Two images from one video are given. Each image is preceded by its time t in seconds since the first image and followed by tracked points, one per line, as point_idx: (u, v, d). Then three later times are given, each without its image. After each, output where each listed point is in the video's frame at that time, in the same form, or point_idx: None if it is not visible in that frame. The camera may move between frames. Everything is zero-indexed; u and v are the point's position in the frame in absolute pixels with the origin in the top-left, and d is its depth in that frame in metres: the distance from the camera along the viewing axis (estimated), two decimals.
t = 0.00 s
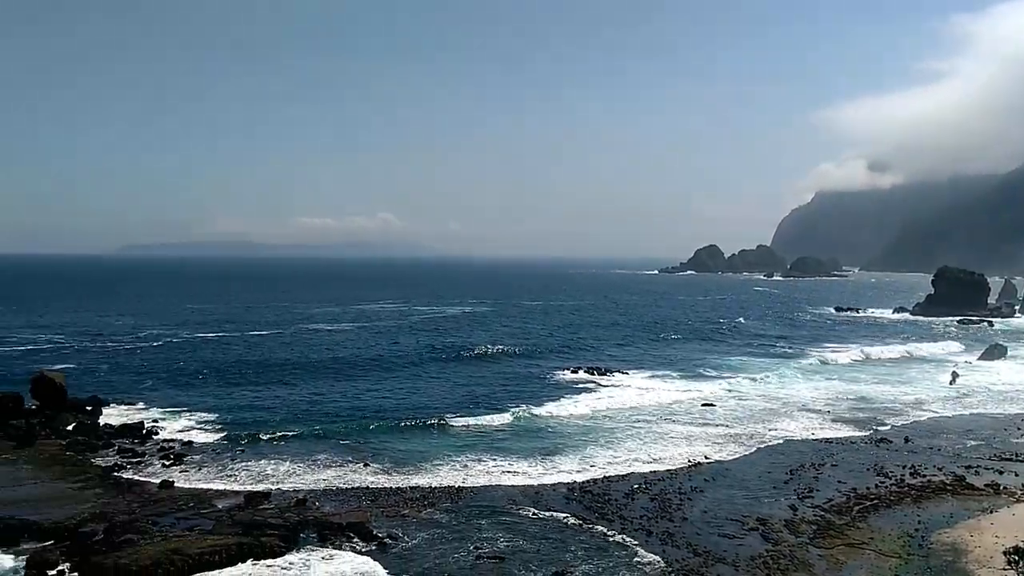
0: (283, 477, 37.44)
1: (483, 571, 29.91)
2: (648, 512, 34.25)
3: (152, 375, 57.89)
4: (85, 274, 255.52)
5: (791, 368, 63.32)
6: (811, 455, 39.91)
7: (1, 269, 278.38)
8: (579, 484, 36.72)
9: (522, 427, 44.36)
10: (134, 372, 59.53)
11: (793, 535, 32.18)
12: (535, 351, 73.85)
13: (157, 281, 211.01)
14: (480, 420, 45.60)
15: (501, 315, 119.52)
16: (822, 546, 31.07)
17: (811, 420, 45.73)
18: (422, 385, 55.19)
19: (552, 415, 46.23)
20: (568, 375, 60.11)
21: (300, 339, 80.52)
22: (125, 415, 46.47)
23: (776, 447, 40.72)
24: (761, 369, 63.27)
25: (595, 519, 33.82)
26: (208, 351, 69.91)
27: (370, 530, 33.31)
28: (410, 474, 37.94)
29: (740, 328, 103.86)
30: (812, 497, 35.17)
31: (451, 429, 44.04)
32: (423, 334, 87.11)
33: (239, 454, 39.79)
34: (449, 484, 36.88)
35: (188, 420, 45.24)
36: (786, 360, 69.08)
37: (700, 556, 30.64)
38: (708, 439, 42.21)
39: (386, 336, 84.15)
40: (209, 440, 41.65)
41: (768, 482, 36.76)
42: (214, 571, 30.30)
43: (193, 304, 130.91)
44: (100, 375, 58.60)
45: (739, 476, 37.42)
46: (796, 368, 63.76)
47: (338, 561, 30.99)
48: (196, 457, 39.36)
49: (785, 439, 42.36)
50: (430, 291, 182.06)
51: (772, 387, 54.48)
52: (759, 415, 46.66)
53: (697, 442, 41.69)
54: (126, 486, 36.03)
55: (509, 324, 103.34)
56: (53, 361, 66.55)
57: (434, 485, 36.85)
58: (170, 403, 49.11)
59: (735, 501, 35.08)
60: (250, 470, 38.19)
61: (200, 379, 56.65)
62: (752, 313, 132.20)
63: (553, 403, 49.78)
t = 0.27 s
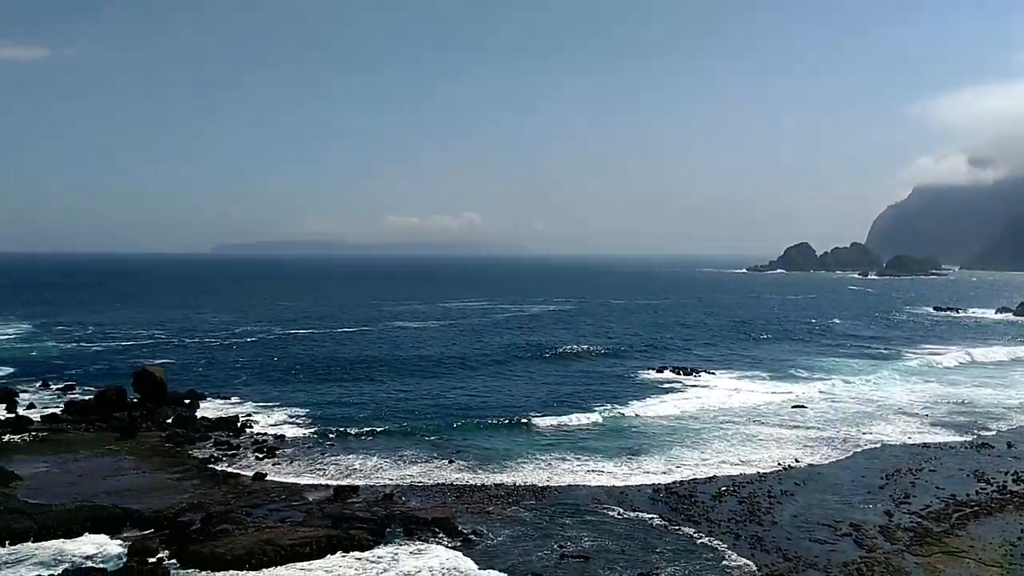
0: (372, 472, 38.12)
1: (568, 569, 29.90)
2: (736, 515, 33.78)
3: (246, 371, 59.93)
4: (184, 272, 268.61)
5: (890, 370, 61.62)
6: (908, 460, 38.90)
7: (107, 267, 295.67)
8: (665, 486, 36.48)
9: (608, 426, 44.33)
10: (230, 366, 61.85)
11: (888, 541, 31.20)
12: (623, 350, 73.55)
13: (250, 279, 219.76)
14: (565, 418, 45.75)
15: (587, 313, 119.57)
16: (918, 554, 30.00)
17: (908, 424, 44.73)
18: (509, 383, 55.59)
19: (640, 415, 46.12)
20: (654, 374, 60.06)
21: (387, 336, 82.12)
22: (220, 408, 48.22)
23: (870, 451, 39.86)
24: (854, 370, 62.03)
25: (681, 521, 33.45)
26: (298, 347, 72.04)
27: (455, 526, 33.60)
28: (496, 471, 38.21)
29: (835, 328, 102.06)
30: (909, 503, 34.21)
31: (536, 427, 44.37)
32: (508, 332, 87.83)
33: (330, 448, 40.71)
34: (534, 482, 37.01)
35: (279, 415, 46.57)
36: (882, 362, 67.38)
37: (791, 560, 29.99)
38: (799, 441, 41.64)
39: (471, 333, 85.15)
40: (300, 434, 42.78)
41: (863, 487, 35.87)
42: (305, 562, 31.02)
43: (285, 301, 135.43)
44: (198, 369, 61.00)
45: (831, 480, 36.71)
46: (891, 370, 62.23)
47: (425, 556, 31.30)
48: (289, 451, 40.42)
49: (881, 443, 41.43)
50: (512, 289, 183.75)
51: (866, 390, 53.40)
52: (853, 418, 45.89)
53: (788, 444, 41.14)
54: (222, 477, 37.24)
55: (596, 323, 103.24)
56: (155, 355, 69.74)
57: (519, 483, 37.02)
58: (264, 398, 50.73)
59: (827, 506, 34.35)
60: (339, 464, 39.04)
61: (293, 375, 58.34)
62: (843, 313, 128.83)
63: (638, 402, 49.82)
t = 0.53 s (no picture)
0: (457, 470, 38.52)
1: (654, 572, 29.71)
2: (827, 520, 33.12)
3: (334, 368, 61.40)
4: (273, 271, 278.77)
5: (993, 374, 59.52)
6: (1011, 468, 37.64)
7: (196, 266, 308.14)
8: (753, 489, 36.09)
9: (695, 429, 43.94)
10: (318, 364, 63.52)
11: (988, 551, 30.13)
12: (711, 351, 72.57)
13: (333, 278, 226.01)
14: (650, 420, 45.64)
15: (670, 313, 118.51)
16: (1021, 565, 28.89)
17: (1010, 430, 43.45)
18: (594, 384, 55.47)
19: (728, 419, 45.63)
20: (742, 375, 59.57)
21: (470, 336, 82.98)
22: (308, 404, 49.53)
23: (970, 459, 38.77)
24: (954, 374, 60.32)
25: (770, 525, 32.92)
26: (384, 345, 73.55)
27: (539, 524, 33.66)
28: (580, 472, 38.24)
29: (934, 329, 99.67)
30: (1012, 512, 33.09)
31: (621, 427, 44.40)
32: (592, 332, 87.92)
33: (416, 445, 41.39)
34: (618, 484, 36.89)
35: (365, 412, 47.54)
36: (984, 365, 65.16)
37: (886, 568, 29.23)
38: (894, 446, 40.77)
39: (554, 333, 85.50)
40: (388, 431, 43.57)
41: (962, 496, 34.79)
42: (393, 557, 31.51)
43: (368, 300, 138.68)
44: (288, 366, 62.89)
45: (927, 486, 35.81)
46: (992, 374, 60.26)
47: (513, 554, 31.33)
48: (376, 447, 41.23)
49: (982, 449, 40.32)
50: (590, 289, 183.79)
51: (967, 394, 51.93)
52: (951, 423, 44.69)
53: (882, 449, 40.29)
54: (313, 472, 38.10)
55: (681, 324, 102.19)
56: (248, 351, 72.23)
57: (603, 484, 37.01)
58: (351, 395, 51.93)
59: (923, 513, 33.45)
60: (424, 462, 39.57)
61: (380, 372, 59.50)
62: (937, 314, 124.32)
63: (725, 404, 49.49)
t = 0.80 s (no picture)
0: (540, 471, 38.75)
1: None
2: (922, 529, 32.17)
3: (418, 368, 62.66)
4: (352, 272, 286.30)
5: None
6: None
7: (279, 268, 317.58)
8: (844, 496, 35.38)
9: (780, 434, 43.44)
10: (403, 363, 64.91)
11: None
12: (799, 355, 71.02)
13: (412, 278, 230.65)
14: (734, 424, 45.23)
15: (752, 315, 116.35)
16: None
17: None
18: (679, 387, 55.25)
19: (816, 423, 44.89)
20: (832, 379, 58.63)
21: (551, 336, 83.48)
22: (393, 404, 50.77)
23: None
24: None
25: (862, 533, 32.14)
26: (467, 346, 74.73)
27: (623, 526, 33.47)
28: (664, 476, 38.03)
29: None
30: None
31: (705, 430, 44.14)
32: (676, 334, 87.55)
33: (500, 446, 41.83)
34: (703, 487, 36.56)
35: (449, 411, 48.39)
36: None
37: None
38: (995, 453, 39.53)
39: (637, 335, 85.41)
40: (471, 431, 44.17)
41: None
42: (476, 555, 31.59)
43: (448, 300, 141.04)
44: (374, 365, 64.47)
45: None
46: None
47: (598, 557, 31.15)
48: (460, 447, 41.79)
49: None
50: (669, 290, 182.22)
51: None
52: None
53: (981, 457, 39.10)
54: (398, 469, 38.73)
55: (766, 326, 100.25)
56: (336, 350, 74.33)
57: (687, 487, 36.72)
58: (435, 395, 52.93)
59: None
60: (507, 462, 39.90)
61: (463, 372, 60.43)
62: None
63: (813, 408, 48.86)
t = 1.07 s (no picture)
0: (619, 474, 38.56)
1: None
2: None
3: (498, 369, 63.03)
4: (431, 272, 291.38)
5: None
6: None
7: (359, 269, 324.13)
8: (938, 506, 34.24)
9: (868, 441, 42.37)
10: (482, 364, 65.52)
11: None
12: (895, 360, 68.51)
13: (486, 279, 232.64)
14: (818, 430, 44.26)
15: (840, 318, 112.95)
16: None
17: None
18: (763, 391, 54.32)
19: (908, 431, 43.57)
20: (925, 385, 56.81)
21: (632, 339, 82.83)
22: (473, 404, 51.25)
23: None
24: None
25: (957, 543, 31.09)
26: (545, 347, 75.01)
27: (705, 532, 32.99)
28: (748, 481, 37.40)
29: None
30: None
31: (790, 436, 43.35)
32: (760, 337, 86.03)
33: (579, 448, 41.78)
34: (788, 494, 35.85)
35: (528, 413, 48.59)
36: None
37: None
38: None
39: (718, 337, 84.22)
40: (551, 434, 44.23)
41: None
42: (557, 557, 31.48)
43: (526, 301, 141.63)
44: (454, 366, 65.14)
45: None
46: None
47: (681, 563, 30.72)
48: (539, 448, 41.92)
49: None
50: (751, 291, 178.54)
51: None
52: None
53: None
54: (477, 469, 39.01)
55: (858, 329, 97.02)
56: (417, 350, 75.49)
57: (772, 494, 36.05)
58: (513, 396, 53.24)
59: None
60: (586, 465, 39.82)
61: (543, 374, 60.56)
62: None
63: (903, 414, 47.51)
